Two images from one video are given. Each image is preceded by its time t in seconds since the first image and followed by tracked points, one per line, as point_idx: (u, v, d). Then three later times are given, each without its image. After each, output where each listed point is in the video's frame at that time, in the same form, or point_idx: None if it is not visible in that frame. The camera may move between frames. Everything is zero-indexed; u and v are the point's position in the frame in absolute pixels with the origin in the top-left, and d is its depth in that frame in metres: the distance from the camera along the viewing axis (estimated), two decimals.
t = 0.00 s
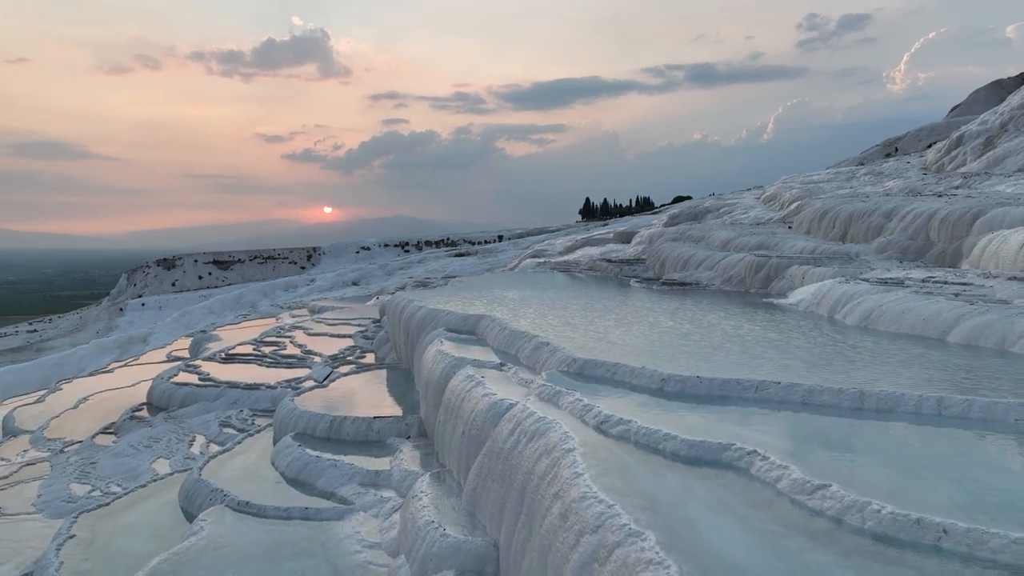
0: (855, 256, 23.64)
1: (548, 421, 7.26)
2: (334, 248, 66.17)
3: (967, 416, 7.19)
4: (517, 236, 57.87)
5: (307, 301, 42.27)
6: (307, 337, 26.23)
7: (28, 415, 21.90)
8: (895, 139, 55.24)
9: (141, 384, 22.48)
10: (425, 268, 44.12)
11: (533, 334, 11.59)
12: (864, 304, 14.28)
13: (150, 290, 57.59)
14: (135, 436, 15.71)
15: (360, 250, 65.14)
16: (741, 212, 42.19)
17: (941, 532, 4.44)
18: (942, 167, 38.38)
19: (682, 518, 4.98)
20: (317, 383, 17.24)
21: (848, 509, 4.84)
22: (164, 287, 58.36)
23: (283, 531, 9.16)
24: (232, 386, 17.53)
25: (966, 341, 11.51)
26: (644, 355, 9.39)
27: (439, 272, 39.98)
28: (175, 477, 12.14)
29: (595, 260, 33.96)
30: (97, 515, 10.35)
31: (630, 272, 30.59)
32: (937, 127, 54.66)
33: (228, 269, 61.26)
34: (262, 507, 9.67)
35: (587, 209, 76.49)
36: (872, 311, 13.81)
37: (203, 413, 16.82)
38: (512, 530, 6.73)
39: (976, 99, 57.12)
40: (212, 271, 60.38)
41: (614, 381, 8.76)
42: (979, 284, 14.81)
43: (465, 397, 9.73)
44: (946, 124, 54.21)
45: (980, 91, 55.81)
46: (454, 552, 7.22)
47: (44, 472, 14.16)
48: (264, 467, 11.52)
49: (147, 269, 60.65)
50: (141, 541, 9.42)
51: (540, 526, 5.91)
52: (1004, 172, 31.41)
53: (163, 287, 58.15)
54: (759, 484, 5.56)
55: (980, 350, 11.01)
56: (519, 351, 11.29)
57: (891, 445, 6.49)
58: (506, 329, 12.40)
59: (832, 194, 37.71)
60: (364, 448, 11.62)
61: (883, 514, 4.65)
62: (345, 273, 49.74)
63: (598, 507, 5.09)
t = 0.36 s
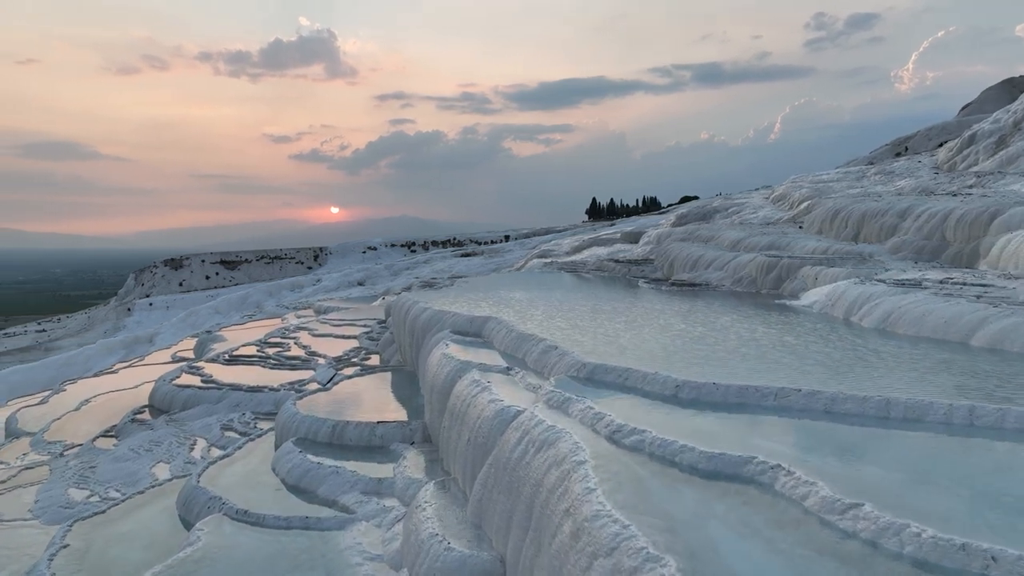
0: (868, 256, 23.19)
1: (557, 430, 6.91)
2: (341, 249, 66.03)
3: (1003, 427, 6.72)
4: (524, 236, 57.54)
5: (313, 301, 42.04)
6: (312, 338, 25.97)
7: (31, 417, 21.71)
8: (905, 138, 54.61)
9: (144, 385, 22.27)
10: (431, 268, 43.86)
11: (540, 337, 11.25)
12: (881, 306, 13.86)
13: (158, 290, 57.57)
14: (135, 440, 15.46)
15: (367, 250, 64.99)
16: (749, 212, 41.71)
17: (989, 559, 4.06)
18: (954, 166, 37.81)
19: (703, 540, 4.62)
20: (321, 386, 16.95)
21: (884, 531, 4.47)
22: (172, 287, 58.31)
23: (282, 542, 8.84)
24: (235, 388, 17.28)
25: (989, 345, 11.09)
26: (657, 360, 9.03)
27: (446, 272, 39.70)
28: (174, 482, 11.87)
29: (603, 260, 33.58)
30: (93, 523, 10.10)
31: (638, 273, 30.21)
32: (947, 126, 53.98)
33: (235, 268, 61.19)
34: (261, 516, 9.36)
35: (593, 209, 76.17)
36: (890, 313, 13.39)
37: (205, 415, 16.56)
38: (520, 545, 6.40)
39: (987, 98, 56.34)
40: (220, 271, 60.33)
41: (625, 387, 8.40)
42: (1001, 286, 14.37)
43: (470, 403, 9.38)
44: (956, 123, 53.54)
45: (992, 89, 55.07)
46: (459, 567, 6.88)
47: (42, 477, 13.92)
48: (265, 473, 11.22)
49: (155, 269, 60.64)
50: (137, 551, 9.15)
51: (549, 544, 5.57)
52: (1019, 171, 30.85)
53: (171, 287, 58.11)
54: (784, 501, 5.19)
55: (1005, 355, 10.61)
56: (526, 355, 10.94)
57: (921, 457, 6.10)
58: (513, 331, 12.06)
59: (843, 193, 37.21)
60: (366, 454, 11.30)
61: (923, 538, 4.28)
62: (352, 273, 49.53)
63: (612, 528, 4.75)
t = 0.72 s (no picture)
0: (882, 257, 22.73)
1: (568, 440, 6.56)
2: (347, 249, 65.91)
3: None
4: (530, 236, 57.22)
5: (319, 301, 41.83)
6: (316, 339, 25.69)
7: (34, 418, 21.53)
8: (915, 138, 54.00)
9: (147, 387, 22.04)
10: (437, 268, 43.62)
11: (548, 340, 10.90)
12: (900, 308, 13.44)
13: (165, 290, 57.53)
14: (136, 443, 15.21)
15: (373, 250, 64.80)
16: (758, 212, 41.24)
17: None
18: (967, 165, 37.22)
19: (726, 565, 4.28)
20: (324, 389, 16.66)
21: (924, 558, 4.10)
22: (179, 287, 58.26)
23: (280, 553, 8.54)
24: (237, 390, 17.00)
25: (1015, 349, 10.67)
26: (670, 365, 8.65)
27: (452, 272, 39.44)
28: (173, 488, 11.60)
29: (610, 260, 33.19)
30: (87, 532, 9.85)
31: (646, 274, 29.82)
32: (958, 125, 53.32)
33: (242, 268, 61.12)
34: (259, 526, 9.06)
35: (600, 209, 75.80)
36: (909, 315, 12.97)
37: (206, 418, 16.30)
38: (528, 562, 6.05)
39: (999, 96, 55.57)
40: (226, 271, 60.26)
41: (637, 395, 8.04)
42: None
43: (476, 410, 9.04)
44: (967, 122, 52.88)
45: (1003, 88, 54.32)
46: None
47: (41, 481, 13.69)
48: (265, 479, 10.92)
49: (163, 269, 60.63)
50: (130, 563, 8.89)
51: (560, 564, 5.23)
52: None
53: (178, 287, 58.06)
54: (811, 520, 4.83)
55: None
56: (534, 359, 10.60)
57: (957, 470, 5.69)
58: (520, 334, 11.71)
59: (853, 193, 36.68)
60: (369, 460, 10.97)
61: (970, 566, 3.91)
62: (357, 273, 49.33)
63: (629, 552, 4.40)
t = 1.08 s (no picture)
0: (896, 257, 22.27)
1: (579, 451, 6.21)
2: (353, 249, 65.73)
3: None
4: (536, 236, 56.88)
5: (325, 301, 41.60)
6: (320, 340, 25.43)
7: (36, 420, 21.34)
8: (925, 137, 53.37)
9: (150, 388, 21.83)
10: (443, 269, 43.35)
11: (556, 343, 10.54)
12: (919, 310, 13.02)
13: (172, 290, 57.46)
14: (135, 447, 14.97)
15: (379, 250, 64.60)
16: (767, 211, 40.76)
17: None
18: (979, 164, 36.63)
19: None
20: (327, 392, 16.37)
21: None
22: (186, 287, 58.18)
23: (278, 565, 8.24)
24: (239, 393, 16.74)
25: None
26: (684, 371, 8.27)
27: (458, 272, 39.16)
28: (171, 495, 11.32)
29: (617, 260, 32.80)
30: (81, 541, 9.59)
31: (654, 274, 29.42)
32: (969, 123, 52.64)
33: (249, 268, 61.00)
34: (257, 536, 8.77)
35: (606, 209, 75.39)
36: (929, 318, 12.55)
37: (208, 422, 16.05)
38: None
39: (1010, 95, 54.85)
40: (233, 271, 60.15)
41: (650, 402, 7.67)
42: None
43: (481, 417, 8.70)
44: (978, 121, 52.21)
45: (1014, 86, 53.63)
46: None
47: (38, 486, 13.47)
48: (265, 486, 10.62)
49: (170, 269, 60.58)
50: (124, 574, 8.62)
51: None
52: None
53: (185, 287, 57.95)
54: (843, 544, 4.46)
55: None
56: (541, 363, 10.24)
57: (997, 485, 5.27)
58: (527, 337, 11.35)
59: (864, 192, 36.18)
60: (372, 467, 10.66)
61: None
62: (363, 273, 49.11)
63: None
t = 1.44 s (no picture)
0: (910, 258, 21.80)
1: (590, 464, 5.86)
2: (359, 249, 65.55)
3: None
4: (542, 236, 56.53)
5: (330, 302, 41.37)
6: (324, 341, 25.15)
7: (38, 422, 21.16)
8: (934, 136, 52.74)
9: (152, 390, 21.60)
10: (448, 269, 43.07)
11: (563, 347, 10.21)
12: (938, 312, 12.60)
13: (179, 290, 57.38)
14: (135, 451, 14.72)
15: (386, 250, 64.39)
16: (776, 211, 40.29)
17: None
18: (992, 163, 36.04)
19: None
20: (330, 394, 16.07)
21: None
22: (193, 286, 58.07)
23: None
24: (241, 395, 16.46)
25: None
26: (698, 376, 7.91)
27: (463, 272, 38.86)
28: (169, 501, 11.05)
29: (624, 260, 32.40)
30: (75, 552, 9.32)
31: (662, 274, 29.03)
32: (979, 122, 51.97)
33: (255, 269, 60.88)
34: (254, 547, 8.47)
35: (611, 209, 75.04)
36: (949, 321, 12.13)
37: (209, 425, 15.78)
38: None
39: (1021, 93, 54.13)
40: (240, 271, 60.04)
41: (663, 409, 7.30)
42: None
43: (487, 424, 8.36)
44: (988, 119, 51.54)
45: None
46: None
47: (36, 491, 13.23)
48: (264, 493, 10.32)
49: (176, 269, 60.49)
50: None
51: None
52: None
53: (192, 287, 57.85)
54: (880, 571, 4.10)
55: None
56: (549, 367, 9.91)
57: None
58: (534, 341, 11.02)
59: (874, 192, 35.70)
60: (373, 475, 10.33)
61: None
62: (368, 273, 48.86)
63: None
